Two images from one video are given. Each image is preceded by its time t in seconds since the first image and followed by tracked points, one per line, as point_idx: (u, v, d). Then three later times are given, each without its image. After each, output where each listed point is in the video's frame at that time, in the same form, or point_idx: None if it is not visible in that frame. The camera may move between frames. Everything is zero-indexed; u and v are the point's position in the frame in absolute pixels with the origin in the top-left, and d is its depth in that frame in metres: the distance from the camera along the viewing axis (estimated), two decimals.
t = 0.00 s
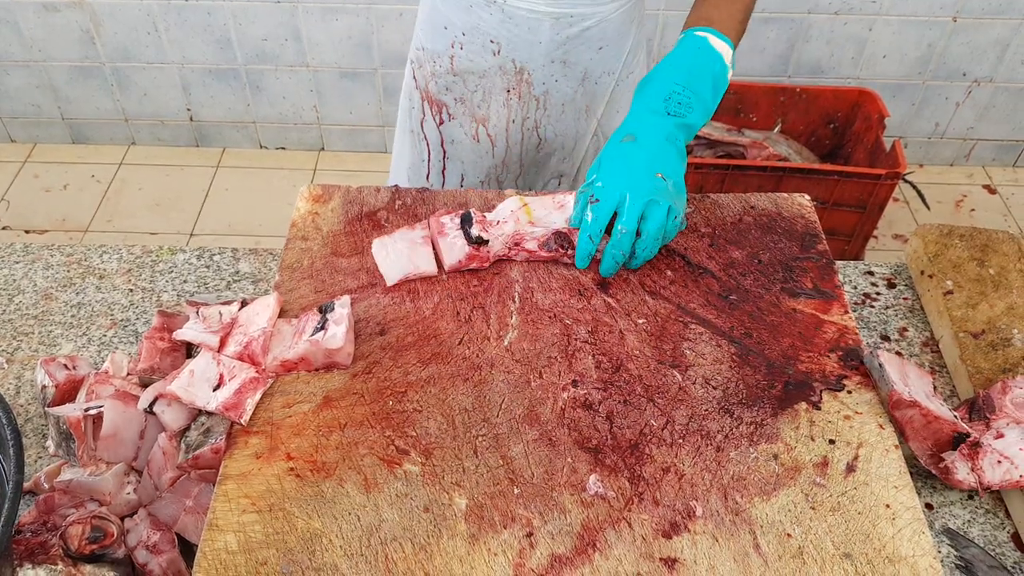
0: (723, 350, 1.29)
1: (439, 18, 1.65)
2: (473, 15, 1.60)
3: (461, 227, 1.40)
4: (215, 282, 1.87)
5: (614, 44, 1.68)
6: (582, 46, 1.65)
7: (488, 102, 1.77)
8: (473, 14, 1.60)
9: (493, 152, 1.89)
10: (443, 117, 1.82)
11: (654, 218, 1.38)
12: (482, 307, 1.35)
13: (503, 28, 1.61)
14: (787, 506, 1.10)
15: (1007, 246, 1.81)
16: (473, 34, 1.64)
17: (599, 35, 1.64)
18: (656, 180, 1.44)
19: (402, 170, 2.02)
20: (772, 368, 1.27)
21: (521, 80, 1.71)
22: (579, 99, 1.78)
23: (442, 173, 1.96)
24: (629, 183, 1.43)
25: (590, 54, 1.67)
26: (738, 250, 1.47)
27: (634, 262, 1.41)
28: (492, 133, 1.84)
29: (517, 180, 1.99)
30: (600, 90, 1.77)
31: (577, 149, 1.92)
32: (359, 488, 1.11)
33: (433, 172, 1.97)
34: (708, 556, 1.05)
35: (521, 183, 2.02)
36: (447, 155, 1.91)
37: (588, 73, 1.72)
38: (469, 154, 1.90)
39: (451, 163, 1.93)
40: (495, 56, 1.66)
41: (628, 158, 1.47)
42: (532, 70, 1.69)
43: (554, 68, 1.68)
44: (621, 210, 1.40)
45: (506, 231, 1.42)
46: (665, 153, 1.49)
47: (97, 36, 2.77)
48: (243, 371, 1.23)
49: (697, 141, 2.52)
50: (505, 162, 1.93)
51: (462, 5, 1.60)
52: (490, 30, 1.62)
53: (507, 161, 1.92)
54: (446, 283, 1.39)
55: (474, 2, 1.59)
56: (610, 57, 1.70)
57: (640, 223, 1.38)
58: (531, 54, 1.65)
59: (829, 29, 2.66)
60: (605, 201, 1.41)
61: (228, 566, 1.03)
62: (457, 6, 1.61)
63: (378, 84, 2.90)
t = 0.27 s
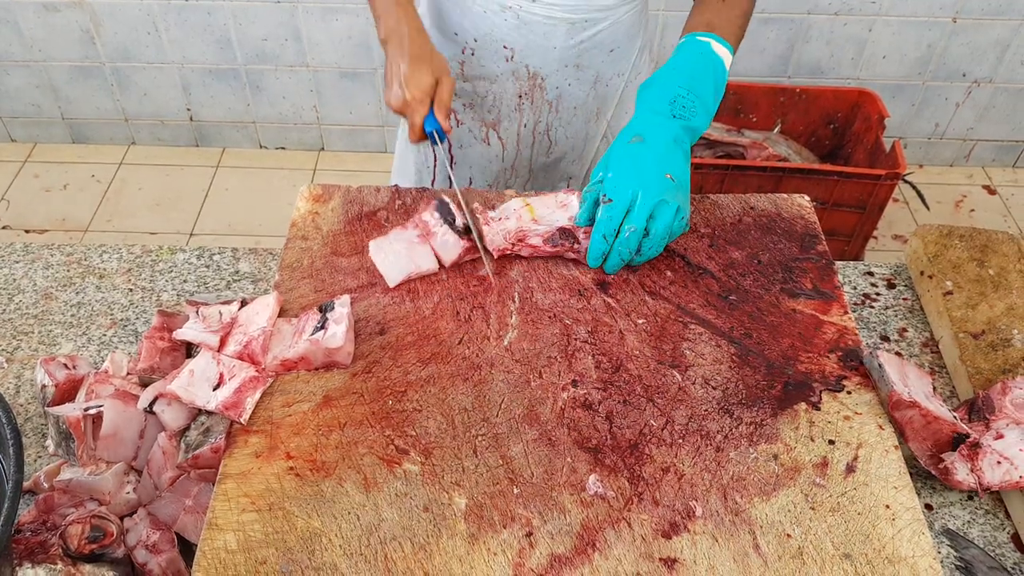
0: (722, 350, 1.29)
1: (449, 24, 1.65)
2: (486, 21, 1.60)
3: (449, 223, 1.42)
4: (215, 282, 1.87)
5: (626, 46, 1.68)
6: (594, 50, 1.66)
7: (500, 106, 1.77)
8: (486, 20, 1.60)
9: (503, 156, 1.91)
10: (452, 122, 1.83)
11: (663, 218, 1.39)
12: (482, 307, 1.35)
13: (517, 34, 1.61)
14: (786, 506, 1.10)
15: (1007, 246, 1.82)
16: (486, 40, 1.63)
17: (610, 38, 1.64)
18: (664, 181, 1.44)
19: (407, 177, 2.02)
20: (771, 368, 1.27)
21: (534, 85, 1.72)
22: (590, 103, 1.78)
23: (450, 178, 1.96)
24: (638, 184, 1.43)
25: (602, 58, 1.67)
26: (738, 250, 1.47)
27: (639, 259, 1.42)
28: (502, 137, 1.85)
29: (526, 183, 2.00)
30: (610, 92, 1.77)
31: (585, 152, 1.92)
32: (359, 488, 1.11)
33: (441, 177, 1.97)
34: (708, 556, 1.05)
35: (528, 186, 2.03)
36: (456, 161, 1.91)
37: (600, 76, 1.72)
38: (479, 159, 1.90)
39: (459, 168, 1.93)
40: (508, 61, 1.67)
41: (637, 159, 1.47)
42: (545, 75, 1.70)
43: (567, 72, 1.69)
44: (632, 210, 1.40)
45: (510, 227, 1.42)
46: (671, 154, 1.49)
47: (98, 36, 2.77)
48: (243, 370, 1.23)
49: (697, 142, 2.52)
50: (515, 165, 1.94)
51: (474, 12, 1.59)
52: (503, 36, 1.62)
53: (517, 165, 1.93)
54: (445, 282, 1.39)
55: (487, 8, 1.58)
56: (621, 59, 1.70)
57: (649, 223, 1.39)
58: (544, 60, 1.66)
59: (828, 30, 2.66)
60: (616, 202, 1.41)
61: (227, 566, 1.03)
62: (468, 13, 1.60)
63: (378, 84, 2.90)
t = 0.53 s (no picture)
0: (723, 351, 1.29)
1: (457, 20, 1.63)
2: (494, 17, 1.60)
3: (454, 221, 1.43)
4: (216, 282, 1.87)
5: (633, 47, 1.69)
6: (600, 50, 1.66)
7: (507, 104, 1.76)
8: (494, 17, 1.60)
9: (510, 154, 1.90)
10: (461, 119, 1.81)
11: (680, 212, 1.40)
12: (482, 307, 1.35)
13: (525, 31, 1.61)
14: (786, 507, 1.10)
15: (1007, 248, 1.81)
16: (493, 37, 1.63)
17: (617, 39, 1.65)
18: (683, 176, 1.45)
19: (417, 171, 2.01)
20: (772, 369, 1.27)
21: (541, 83, 1.72)
22: (597, 103, 1.78)
23: (458, 175, 1.96)
24: (656, 178, 1.43)
25: (609, 58, 1.68)
26: (739, 251, 1.47)
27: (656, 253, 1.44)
28: (510, 134, 1.84)
29: (533, 182, 1.99)
30: (618, 94, 1.77)
31: (592, 153, 1.92)
32: (359, 488, 1.11)
33: (448, 174, 1.97)
34: (708, 557, 1.05)
35: (535, 185, 2.03)
36: (464, 157, 1.91)
37: (607, 76, 1.72)
38: (487, 155, 1.90)
39: (468, 164, 1.93)
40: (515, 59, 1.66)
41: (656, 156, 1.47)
42: (552, 74, 1.69)
43: (574, 71, 1.69)
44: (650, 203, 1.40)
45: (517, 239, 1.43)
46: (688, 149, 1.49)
47: (99, 36, 2.77)
48: (243, 370, 1.23)
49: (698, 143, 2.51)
50: (522, 165, 1.93)
51: (484, 8, 1.59)
52: (511, 33, 1.62)
53: (524, 165, 1.93)
54: (446, 283, 1.39)
55: (496, 4, 1.59)
56: (628, 60, 1.71)
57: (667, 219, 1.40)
58: (552, 57, 1.66)
59: (829, 31, 2.66)
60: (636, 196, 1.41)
61: (227, 567, 1.03)
62: (477, 8, 1.60)
63: (379, 85, 2.90)
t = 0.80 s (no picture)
0: (723, 352, 1.29)
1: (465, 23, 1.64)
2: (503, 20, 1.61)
3: (454, 222, 1.44)
4: (217, 282, 1.87)
5: (640, 53, 1.70)
6: (607, 55, 1.67)
7: (512, 106, 1.75)
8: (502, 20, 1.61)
9: (514, 156, 1.88)
10: (465, 119, 1.80)
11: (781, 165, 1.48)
12: (483, 308, 1.35)
13: (533, 35, 1.62)
14: (786, 509, 1.10)
15: (1008, 249, 1.81)
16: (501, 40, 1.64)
17: (624, 44, 1.66)
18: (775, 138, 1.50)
19: (422, 170, 2.02)
20: (772, 371, 1.27)
21: (548, 86, 1.72)
22: (603, 107, 1.78)
23: (460, 177, 1.95)
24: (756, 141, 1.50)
25: (615, 63, 1.69)
26: (740, 252, 1.47)
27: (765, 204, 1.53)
28: (515, 136, 1.83)
29: (536, 185, 1.97)
30: (623, 98, 1.77)
31: (596, 157, 1.90)
32: (359, 489, 1.11)
33: (451, 176, 1.96)
34: (708, 559, 1.05)
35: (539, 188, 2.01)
36: (467, 158, 1.89)
37: (614, 81, 1.73)
38: (490, 157, 1.88)
39: (470, 165, 1.91)
40: (522, 62, 1.67)
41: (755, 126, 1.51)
42: (559, 77, 1.70)
43: (580, 75, 1.70)
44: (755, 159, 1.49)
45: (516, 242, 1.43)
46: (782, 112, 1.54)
47: (100, 37, 2.78)
48: (243, 371, 1.23)
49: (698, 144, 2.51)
50: (525, 168, 1.91)
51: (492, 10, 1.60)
52: (519, 37, 1.62)
53: (527, 168, 1.91)
54: (446, 284, 1.39)
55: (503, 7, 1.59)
56: (635, 65, 1.71)
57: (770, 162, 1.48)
58: (559, 61, 1.66)
59: (830, 32, 2.66)
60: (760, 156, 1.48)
61: (227, 567, 1.03)
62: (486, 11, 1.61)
63: (379, 86, 2.91)
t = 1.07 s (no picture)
0: (724, 354, 1.29)
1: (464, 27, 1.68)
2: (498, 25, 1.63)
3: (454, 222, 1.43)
4: (217, 284, 1.87)
5: (636, 60, 1.71)
6: (601, 62, 1.68)
7: (507, 110, 1.78)
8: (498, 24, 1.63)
9: (509, 159, 1.89)
10: (461, 121, 1.81)
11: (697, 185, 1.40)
12: (484, 310, 1.35)
13: (527, 40, 1.64)
14: (787, 510, 1.10)
15: (1008, 251, 1.81)
16: (496, 44, 1.66)
17: (619, 52, 1.67)
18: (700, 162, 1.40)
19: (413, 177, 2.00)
20: (773, 372, 1.26)
21: (542, 91, 1.74)
22: (598, 113, 1.80)
23: (454, 178, 1.95)
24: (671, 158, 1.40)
25: (609, 70, 1.70)
26: (740, 254, 1.47)
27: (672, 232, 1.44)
28: (510, 139, 1.84)
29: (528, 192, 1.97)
30: (618, 104, 1.79)
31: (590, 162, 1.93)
32: (359, 491, 1.11)
33: (444, 178, 1.95)
34: (709, 560, 1.05)
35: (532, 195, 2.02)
36: (462, 159, 1.89)
37: (608, 87, 1.74)
38: (485, 159, 1.89)
39: (465, 167, 1.91)
40: (516, 65, 1.70)
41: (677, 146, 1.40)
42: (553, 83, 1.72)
43: (574, 81, 1.71)
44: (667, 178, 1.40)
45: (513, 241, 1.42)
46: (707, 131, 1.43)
47: (101, 39, 2.78)
48: (244, 372, 1.23)
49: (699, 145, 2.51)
50: (519, 172, 1.92)
51: (489, 13, 1.63)
52: (513, 40, 1.65)
53: (521, 173, 1.91)
54: (447, 286, 1.39)
55: (499, 12, 1.61)
56: (631, 72, 1.73)
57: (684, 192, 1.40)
58: (553, 67, 1.69)
59: (831, 34, 2.66)
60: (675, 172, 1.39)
61: (228, 568, 1.03)
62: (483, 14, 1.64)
63: (380, 87, 2.91)
